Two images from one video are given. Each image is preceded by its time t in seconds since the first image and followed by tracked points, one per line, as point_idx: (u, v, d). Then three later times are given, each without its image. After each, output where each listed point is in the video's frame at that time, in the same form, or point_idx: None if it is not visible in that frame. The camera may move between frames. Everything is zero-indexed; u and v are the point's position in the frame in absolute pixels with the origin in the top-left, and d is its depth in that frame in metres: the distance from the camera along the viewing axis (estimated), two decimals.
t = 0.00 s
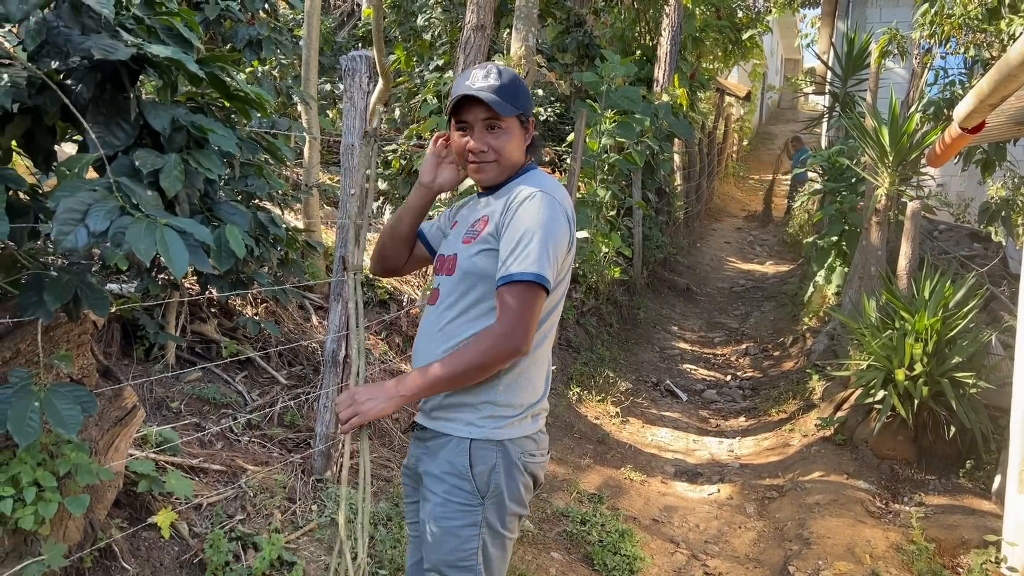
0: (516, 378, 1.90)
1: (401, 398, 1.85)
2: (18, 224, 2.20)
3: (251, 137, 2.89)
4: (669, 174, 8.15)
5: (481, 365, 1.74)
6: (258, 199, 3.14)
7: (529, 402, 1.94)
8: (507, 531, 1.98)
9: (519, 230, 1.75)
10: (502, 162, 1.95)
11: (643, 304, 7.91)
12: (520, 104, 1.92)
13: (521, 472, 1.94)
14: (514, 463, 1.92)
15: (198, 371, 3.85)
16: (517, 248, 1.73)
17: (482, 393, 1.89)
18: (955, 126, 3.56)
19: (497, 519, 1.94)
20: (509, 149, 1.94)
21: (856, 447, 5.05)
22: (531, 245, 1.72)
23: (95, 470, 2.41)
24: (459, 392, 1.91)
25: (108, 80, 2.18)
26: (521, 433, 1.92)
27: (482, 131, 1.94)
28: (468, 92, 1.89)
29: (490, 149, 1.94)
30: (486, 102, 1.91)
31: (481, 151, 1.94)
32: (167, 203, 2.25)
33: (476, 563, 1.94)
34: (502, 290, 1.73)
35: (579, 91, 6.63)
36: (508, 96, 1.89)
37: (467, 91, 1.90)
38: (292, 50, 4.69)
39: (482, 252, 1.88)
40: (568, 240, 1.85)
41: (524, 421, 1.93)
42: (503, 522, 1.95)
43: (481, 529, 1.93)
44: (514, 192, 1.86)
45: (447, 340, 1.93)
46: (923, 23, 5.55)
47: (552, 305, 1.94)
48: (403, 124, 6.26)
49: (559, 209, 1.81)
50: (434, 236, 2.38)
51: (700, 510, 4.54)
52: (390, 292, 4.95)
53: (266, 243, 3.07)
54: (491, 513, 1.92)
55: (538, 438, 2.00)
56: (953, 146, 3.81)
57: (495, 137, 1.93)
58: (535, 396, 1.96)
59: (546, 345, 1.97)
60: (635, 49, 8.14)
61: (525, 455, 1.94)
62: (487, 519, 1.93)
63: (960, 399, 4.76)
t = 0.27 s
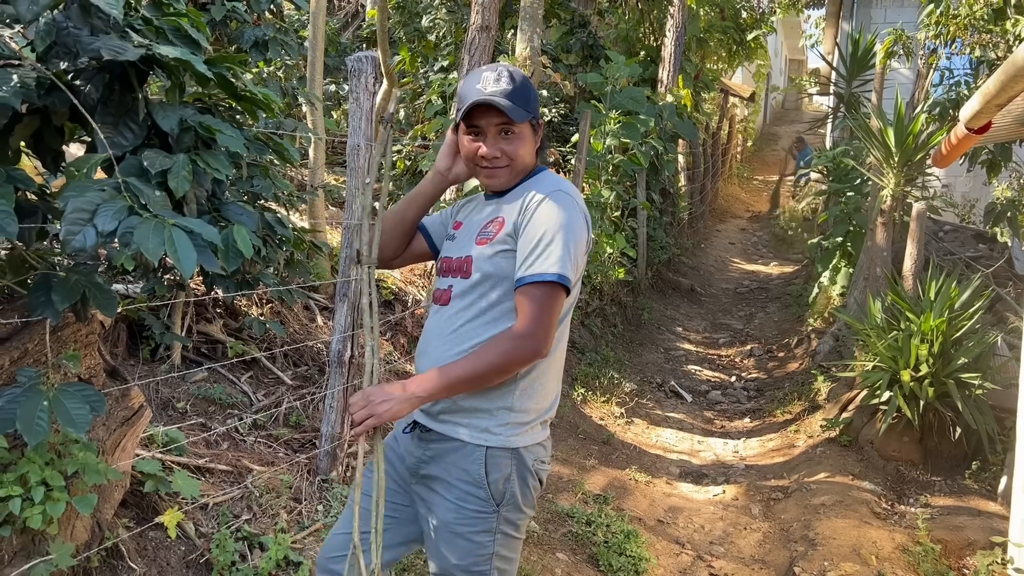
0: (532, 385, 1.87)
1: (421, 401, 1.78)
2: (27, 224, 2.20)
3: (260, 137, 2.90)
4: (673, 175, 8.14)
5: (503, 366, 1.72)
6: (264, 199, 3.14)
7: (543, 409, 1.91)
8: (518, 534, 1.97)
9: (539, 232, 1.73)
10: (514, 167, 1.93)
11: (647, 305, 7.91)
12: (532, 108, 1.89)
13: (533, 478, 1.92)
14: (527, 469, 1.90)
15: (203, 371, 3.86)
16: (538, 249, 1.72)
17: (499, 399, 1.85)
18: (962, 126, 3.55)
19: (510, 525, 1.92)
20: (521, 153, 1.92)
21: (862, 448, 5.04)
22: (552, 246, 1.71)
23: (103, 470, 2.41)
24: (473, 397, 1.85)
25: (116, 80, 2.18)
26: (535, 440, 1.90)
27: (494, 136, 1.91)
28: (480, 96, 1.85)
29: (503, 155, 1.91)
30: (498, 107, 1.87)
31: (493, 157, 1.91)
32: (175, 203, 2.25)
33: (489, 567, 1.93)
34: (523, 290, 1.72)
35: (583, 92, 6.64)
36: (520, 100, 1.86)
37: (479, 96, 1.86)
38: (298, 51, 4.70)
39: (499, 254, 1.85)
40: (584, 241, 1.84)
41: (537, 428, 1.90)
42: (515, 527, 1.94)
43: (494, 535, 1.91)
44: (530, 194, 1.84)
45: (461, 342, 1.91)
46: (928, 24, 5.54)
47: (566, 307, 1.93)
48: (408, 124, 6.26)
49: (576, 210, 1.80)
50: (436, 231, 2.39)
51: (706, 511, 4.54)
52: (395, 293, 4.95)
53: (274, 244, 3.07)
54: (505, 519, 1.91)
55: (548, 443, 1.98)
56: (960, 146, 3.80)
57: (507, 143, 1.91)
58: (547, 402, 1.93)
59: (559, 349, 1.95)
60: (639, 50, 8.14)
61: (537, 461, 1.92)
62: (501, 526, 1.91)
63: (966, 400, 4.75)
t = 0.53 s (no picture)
0: (537, 387, 1.87)
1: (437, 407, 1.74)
2: (29, 227, 2.21)
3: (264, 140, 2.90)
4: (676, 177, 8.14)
5: (516, 371, 1.71)
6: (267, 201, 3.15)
7: (546, 410, 1.92)
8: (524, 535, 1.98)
9: (546, 235, 1.73)
10: (513, 166, 1.91)
11: (650, 306, 7.91)
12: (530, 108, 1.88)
13: (539, 479, 1.94)
14: (534, 472, 1.91)
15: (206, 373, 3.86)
16: (547, 253, 1.71)
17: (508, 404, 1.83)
18: (965, 128, 3.54)
19: (519, 527, 1.93)
20: (520, 153, 1.91)
21: (864, 450, 5.03)
22: (560, 249, 1.71)
23: (105, 472, 2.41)
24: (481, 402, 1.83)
25: (119, 83, 2.18)
26: (541, 443, 1.91)
27: (493, 135, 1.89)
28: (480, 95, 1.83)
29: (502, 154, 1.89)
30: (499, 106, 1.86)
31: (493, 156, 1.89)
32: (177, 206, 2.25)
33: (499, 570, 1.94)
34: (533, 294, 1.71)
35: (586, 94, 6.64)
36: (518, 99, 1.86)
37: (479, 94, 1.83)
38: (301, 54, 4.71)
39: (503, 257, 1.83)
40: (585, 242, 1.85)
41: (542, 430, 1.91)
42: (523, 529, 1.95)
43: (504, 538, 1.92)
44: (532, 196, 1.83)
45: (465, 347, 1.88)
46: (931, 26, 5.54)
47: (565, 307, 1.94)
48: (410, 126, 6.27)
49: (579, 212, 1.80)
50: (423, 226, 2.28)
51: (708, 513, 4.53)
52: (397, 295, 4.96)
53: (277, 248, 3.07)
54: (515, 522, 1.91)
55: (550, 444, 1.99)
56: (963, 149, 3.78)
57: (507, 142, 1.89)
58: (549, 403, 1.94)
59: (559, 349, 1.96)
60: (641, 52, 8.13)
61: (541, 463, 1.93)
62: (510, 529, 1.92)
63: (969, 402, 4.74)
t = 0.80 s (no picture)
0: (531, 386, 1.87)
1: (461, 408, 1.72)
2: (32, 229, 2.20)
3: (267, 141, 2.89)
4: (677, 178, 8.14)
5: (529, 370, 1.72)
6: (268, 203, 3.15)
7: (538, 407, 1.92)
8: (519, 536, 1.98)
9: (544, 234, 1.72)
10: (498, 165, 1.89)
11: (651, 309, 7.91)
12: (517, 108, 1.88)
13: (532, 480, 1.94)
14: (527, 473, 1.91)
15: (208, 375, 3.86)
16: (547, 253, 1.71)
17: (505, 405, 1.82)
18: (967, 131, 3.54)
19: (513, 528, 1.93)
20: (505, 152, 1.89)
21: (866, 453, 5.02)
22: (561, 249, 1.71)
23: (106, 475, 2.41)
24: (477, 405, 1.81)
25: (122, 85, 2.18)
26: (533, 443, 1.91)
27: (480, 133, 1.87)
28: (469, 92, 1.82)
29: (488, 152, 1.88)
30: (487, 104, 1.85)
31: (479, 154, 1.87)
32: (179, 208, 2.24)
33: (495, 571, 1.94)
34: (538, 294, 1.72)
35: (587, 96, 6.65)
36: (505, 98, 1.85)
37: (468, 91, 1.82)
38: (302, 56, 4.71)
39: (496, 257, 1.81)
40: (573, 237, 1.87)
41: (533, 429, 1.91)
42: (517, 530, 1.95)
43: (499, 539, 1.91)
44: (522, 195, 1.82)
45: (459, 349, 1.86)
46: (932, 29, 5.54)
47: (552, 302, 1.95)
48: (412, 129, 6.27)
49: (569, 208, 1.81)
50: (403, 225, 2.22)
51: (709, 516, 4.52)
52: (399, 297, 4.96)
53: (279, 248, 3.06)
54: (509, 523, 1.91)
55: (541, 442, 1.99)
56: (964, 151, 3.78)
57: (494, 141, 1.88)
58: (539, 401, 1.94)
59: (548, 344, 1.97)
60: (643, 54, 8.14)
61: (534, 463, 1.93)
62: (505, 530, 1.92)
63: (971, 405, 4.73)
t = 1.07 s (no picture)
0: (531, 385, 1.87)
1: (522, 411, 1.67)
2: (35, 232, 2.20)
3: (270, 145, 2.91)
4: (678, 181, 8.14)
5: (570, 359, 1.70)
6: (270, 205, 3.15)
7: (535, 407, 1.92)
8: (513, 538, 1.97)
9: (543, 231, 1.73)
10: (488, 165, 1.90)
11: (652, 311, 7.90)
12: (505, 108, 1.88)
13: (525, 482, 1.93)
14: (520, 475, 1.90)
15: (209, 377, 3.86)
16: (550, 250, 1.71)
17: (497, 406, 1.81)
18: (969, 133, 3.53)
19: (507, 532, 1.93)
20: (495, 152, 1.90)
21: (868, 455, 5.02)
22: (561, 247, 1.71)
23: (108, 478, 2.40)
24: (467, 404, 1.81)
25: (124, 87, 2.18)
26: (526, 444, 1.90)
27: (469, 134, 1.88)
28: (456, 94, 1.82)
29: (477, 153, 1.89)
30: (474, 104, 1.85)
31: (468, 155, 1.88)
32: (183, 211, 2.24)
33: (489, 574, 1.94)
34: (551, 291, 1.72)
35: (588, 98, 6.65)
36: (494, 99, 1.85)
37: (455, 93, 1.83)
38: (304, 58, 4.72)
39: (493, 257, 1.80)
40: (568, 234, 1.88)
41: (528, 430, 1.90)
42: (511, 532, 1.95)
43: (493, 542, 1.91)
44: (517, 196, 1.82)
45: (451, 349, 1.83)
46: (933, 31, 5.55)
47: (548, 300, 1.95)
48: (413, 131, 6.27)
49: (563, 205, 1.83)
50: (396, 229, 2.22)
51: (711, 519, 4.52)
52: (399, 299, 4.97)
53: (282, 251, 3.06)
54: (503, 526, 1.91)
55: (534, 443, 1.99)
56: (966, 154, 3.77)
57: (482, 142, 1.88)
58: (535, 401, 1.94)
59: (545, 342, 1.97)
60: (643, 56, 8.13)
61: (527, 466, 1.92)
62: (499, 533, 1.91)
63: (973, 408, 4.73)
